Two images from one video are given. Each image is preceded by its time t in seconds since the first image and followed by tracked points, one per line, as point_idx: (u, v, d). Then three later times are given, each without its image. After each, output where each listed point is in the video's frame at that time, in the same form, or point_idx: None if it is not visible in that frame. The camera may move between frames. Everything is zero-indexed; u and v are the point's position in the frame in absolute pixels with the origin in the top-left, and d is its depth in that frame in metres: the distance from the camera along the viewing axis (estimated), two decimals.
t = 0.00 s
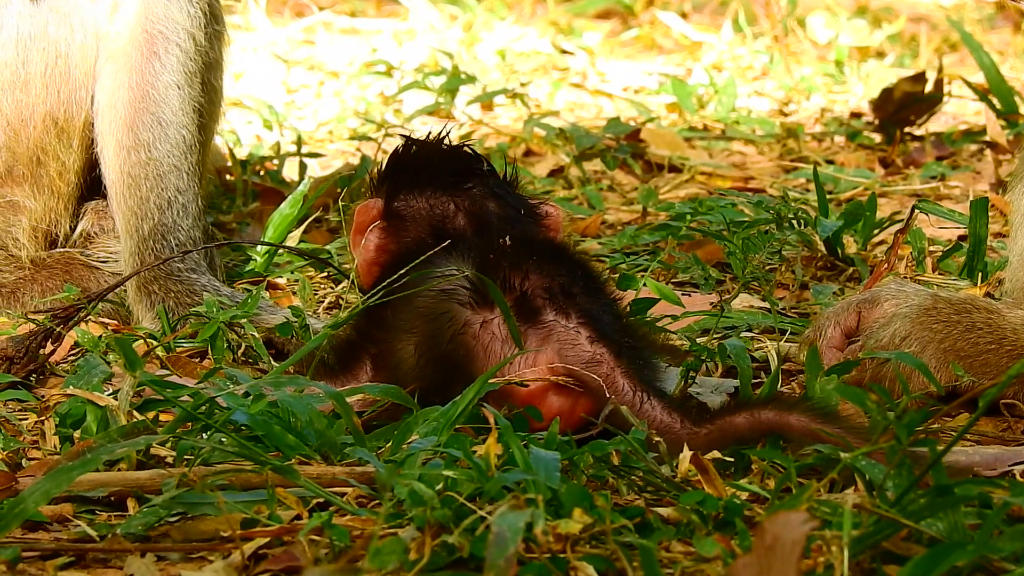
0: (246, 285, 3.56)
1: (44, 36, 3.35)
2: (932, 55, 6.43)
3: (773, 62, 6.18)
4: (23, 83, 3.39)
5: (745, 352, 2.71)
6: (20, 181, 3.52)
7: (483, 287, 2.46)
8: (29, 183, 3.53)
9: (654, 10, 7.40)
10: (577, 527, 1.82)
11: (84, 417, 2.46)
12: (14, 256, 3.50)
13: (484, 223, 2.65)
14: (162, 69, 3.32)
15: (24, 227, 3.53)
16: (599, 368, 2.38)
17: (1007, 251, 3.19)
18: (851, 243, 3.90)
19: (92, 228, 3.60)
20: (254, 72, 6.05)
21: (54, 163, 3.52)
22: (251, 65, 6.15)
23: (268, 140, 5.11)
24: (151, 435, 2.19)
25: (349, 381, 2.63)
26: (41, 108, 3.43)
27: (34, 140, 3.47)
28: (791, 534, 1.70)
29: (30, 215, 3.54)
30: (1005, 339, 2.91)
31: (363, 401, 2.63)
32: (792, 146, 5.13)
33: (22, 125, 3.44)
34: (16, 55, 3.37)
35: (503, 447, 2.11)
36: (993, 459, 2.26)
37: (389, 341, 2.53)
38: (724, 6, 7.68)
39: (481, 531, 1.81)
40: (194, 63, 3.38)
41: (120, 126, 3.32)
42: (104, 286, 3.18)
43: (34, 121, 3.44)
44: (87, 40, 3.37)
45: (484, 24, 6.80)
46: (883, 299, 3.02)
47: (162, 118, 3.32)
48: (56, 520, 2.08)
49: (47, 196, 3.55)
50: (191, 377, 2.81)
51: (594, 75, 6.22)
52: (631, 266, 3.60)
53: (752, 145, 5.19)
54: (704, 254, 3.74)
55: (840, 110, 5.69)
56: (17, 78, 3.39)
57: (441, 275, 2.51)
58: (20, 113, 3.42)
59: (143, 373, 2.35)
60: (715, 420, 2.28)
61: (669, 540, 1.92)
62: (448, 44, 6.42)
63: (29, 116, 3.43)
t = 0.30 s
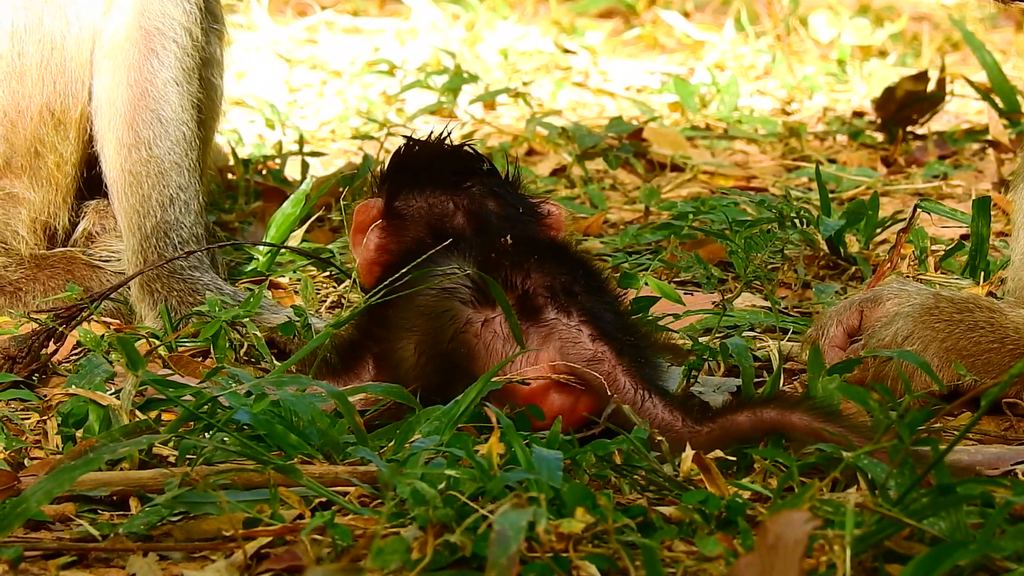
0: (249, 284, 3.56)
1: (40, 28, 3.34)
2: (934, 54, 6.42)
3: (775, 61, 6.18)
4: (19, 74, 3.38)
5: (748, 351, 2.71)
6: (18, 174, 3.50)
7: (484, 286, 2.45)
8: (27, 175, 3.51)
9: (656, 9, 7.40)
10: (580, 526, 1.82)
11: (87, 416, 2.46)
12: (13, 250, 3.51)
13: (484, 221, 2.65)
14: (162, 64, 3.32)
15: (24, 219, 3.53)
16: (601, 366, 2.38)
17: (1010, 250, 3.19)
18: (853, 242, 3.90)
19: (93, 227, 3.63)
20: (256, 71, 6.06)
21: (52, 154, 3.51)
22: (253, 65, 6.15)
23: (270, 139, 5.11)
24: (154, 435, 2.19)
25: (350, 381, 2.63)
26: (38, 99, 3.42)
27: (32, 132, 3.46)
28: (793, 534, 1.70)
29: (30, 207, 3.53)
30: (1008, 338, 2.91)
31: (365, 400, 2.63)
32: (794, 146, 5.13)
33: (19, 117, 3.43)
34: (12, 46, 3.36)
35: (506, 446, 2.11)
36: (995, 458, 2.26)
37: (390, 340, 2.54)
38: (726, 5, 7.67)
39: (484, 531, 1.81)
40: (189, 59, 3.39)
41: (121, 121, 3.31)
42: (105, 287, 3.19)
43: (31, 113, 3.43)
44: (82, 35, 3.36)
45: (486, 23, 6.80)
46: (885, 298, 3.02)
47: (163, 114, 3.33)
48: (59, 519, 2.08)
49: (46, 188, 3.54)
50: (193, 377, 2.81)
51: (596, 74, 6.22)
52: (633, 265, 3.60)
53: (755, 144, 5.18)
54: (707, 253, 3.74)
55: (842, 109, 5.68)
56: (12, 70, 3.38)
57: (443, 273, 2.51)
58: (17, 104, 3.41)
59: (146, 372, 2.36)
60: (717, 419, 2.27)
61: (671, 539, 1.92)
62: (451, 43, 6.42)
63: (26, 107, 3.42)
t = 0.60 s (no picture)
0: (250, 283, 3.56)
1: (43, 30, 3.34)
2: (935, 54, 6.42)
3: (776, 61, 6.18)
4: (23, 77, 3.38)
5: (749, 351, 2.70)
6: (22, 176, 3.49)
7: (485, 285, 2.45)
8: (31, 178, 3.49)
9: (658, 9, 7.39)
10: (582, 527, 1.83)
11: (89, 416, 2.47)
12: (16, 253, 3.50)
13: (475, 222, 2.68)
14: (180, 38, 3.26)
15: (27, 222, 3.52)
16: (601, 365, 2.38)
17: (1012, 250, 3.19)
18: (855, 242, 3.90)
19: (97, 227, 3.66)
20: (258, 72, 6.06)
21: (58, 156, 3.51)
22: (255, 65, 6.16)
23: (271, 139, 5.12)
24: (156, 435, 2.19)
25: (351, 383, 2.63)
26: (42, 103, 3.42)
27: (36, 135, 3.45)
28: (795, 533, 1.70)
29: (34, 210, 3.52)
30: (1009, 337, 2.90)
31: (367, 400, 2.63)
32: (795, 146, 5.13)
33: (23, 122, 3.43)
34: (16, 50, 3.36)
35: (507, 446, 2.11)
36: (997, 458, 2.27)
37: (392, 341, 2.54)
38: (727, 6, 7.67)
39: (486, 531, 1.81)
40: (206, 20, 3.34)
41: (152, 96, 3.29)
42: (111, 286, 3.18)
43: (35, 116, 3.43)
44: (89, 35, 3.36)
45: (487, 23, 6.81)
46: (887, 298, 3.01)
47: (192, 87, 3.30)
48: (61, 520, 2.08)
49: (51, 190, 3.54)
50: (195, 377, 2.81)
51: (597, 74, 6.21)
52: (634, 265, 3.60)
53: (756, 144, 5.18)
54: (708, 253, 3.74)
55: (844, 109, 5.68)
56: (17, 74, 3.38)
57: (443, 273, 2.52)
58: (21, 109, 3.41)
59: (148, 372, 2.36)
60: (717, 419, 2.28)
61: (673, 539, 1.92)
62: (452, 44, 6.42)
63: (30, 111, 3.42)
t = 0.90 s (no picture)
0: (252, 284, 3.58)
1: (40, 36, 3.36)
2: (938, 54, 6.41)
3: (779, 60, 6.17)
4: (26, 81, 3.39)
5: (752, 351, 2.70)
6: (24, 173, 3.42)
7: (487, 286, 2.46)
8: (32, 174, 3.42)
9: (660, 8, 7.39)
10: (584, 526, 1.83)
11: (91, 416, 2.47)
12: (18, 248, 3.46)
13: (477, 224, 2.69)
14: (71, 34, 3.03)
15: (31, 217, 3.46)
16: (603, 366, 2.39)
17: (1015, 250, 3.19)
18: (857, 242, 3.90)
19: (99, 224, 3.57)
20: (260, 71, 6.06)
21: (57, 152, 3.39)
22: (258, 65, 6.16)
23: (274, 138, 5.12)
24: (159, 434, 2.19)
25: (353, 384, 2.63)
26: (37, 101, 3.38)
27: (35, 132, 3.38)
28: (797, 533, 1.70)
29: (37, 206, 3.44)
30: (1011, 337, 2.90)
31: (369, 400, 2.63)
32: (798, 146, 5.13)
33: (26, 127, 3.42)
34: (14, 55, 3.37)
35: (509, 446, 2.11)
36: (1000, 457, 2.27)
37: (394, 343, 2.54)
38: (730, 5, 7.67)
39: (488, 530, 1.81)
40: (145, 21, 3.11)
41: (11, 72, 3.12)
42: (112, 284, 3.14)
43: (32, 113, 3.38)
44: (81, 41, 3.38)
45: (490, 23, 6.81)
46: (889, 298, 3.00)
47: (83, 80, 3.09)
48: (63, 519, 2.08)
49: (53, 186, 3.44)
50: (198, 377, 2.82)
51: (599, 74, 6.21)
52: (637, 264, 3.60)
53: (759, 144, 5.18)
54: (711, 253, 3.74)
55: (847, 109, 5.68)
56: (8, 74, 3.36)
57: (445, 275, 2.52)
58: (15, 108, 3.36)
59: (151, 372, 2.36)
60: (720, 419, 2.28)
61: (675, 539, 1.92)
62: (454, 43, 6.42)
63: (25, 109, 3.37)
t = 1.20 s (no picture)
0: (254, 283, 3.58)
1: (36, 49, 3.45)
2: (939, 53, 6.41)
3: (780, 60, 6.17)
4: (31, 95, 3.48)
5: (754, 348, 2.70)
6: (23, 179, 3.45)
7: (490, 287, 2.46)
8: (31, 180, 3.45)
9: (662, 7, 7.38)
10: (585, 526, 1.83)
11: (92, 415, 2.47)
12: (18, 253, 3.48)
13: (480, 223, 2.69)
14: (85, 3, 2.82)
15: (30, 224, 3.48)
16: (605, 367, 2.39)
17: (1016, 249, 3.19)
18: (859, 241, 3.90)
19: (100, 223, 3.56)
20: (262, 70, 6.06)
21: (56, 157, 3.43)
22: (260, 64, 6.16)
23: (275, 137, 5.12)
24: (160, 434, 2.19)
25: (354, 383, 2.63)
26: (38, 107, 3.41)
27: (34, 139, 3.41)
28: (798, 533, 1.70)
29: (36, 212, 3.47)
30: (1013, 337, 2.90)
31: (370, 399, 2.63)
32: (799, 145, 5.12)
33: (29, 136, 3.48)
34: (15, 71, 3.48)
35: (510, 445, 2.11)
36: (1001, 457, 2.26)
37: (395, 341, 2.54)
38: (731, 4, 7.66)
39: (489, 529, 1.81)
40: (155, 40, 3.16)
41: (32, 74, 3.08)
42: (112, 283, 3.17)
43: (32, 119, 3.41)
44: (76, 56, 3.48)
45: (491, 22, 6.80)
46: (891, 297, 3.00)
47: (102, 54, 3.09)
48: (64, 518, 2.08)
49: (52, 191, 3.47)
50: (199, 376, 2.82)
51: (601, 73, 6.21)
52: (638, 263, 3.60)
53: (761, 143, 5.17)
54: (713, 252, 3.74)
55: (848, 108, 5.67)
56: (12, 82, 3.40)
57: (448, 275, 2.52)
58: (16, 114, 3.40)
59: (152, 371, 2.36)
60: (721, 419, 2.28)
61: (676, 538, 1.92)
62: (456, 42, 6.41)
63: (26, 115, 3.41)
